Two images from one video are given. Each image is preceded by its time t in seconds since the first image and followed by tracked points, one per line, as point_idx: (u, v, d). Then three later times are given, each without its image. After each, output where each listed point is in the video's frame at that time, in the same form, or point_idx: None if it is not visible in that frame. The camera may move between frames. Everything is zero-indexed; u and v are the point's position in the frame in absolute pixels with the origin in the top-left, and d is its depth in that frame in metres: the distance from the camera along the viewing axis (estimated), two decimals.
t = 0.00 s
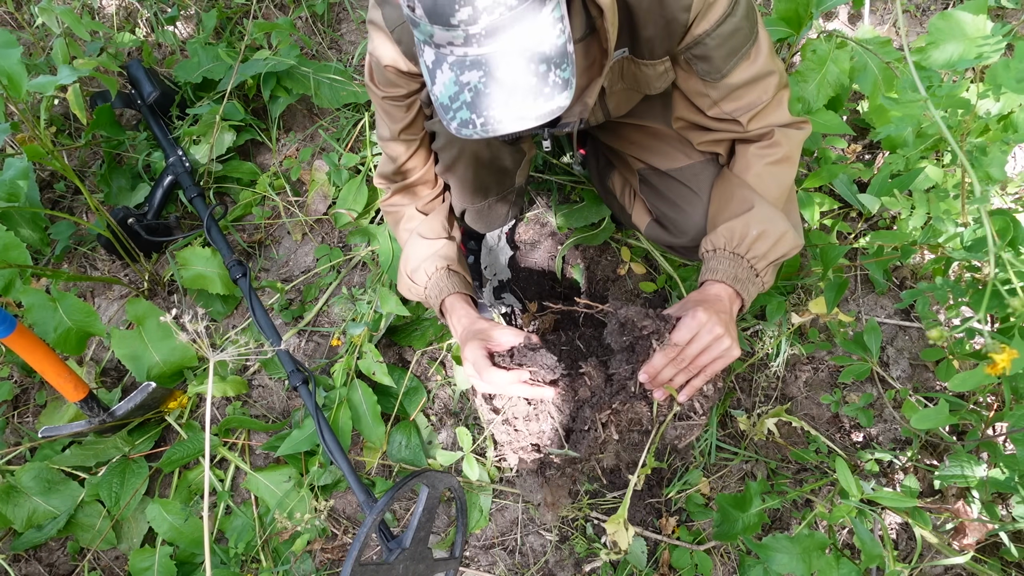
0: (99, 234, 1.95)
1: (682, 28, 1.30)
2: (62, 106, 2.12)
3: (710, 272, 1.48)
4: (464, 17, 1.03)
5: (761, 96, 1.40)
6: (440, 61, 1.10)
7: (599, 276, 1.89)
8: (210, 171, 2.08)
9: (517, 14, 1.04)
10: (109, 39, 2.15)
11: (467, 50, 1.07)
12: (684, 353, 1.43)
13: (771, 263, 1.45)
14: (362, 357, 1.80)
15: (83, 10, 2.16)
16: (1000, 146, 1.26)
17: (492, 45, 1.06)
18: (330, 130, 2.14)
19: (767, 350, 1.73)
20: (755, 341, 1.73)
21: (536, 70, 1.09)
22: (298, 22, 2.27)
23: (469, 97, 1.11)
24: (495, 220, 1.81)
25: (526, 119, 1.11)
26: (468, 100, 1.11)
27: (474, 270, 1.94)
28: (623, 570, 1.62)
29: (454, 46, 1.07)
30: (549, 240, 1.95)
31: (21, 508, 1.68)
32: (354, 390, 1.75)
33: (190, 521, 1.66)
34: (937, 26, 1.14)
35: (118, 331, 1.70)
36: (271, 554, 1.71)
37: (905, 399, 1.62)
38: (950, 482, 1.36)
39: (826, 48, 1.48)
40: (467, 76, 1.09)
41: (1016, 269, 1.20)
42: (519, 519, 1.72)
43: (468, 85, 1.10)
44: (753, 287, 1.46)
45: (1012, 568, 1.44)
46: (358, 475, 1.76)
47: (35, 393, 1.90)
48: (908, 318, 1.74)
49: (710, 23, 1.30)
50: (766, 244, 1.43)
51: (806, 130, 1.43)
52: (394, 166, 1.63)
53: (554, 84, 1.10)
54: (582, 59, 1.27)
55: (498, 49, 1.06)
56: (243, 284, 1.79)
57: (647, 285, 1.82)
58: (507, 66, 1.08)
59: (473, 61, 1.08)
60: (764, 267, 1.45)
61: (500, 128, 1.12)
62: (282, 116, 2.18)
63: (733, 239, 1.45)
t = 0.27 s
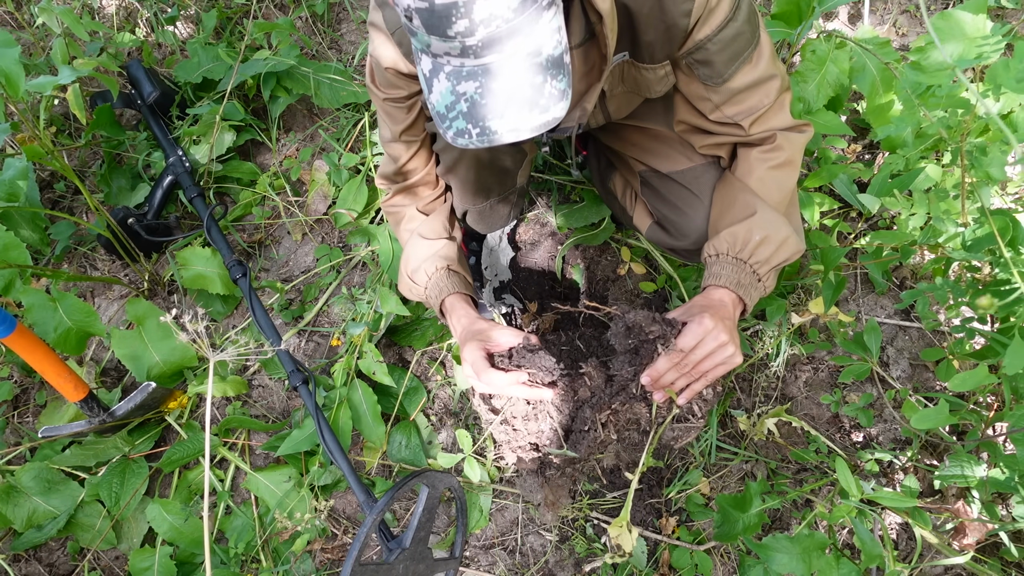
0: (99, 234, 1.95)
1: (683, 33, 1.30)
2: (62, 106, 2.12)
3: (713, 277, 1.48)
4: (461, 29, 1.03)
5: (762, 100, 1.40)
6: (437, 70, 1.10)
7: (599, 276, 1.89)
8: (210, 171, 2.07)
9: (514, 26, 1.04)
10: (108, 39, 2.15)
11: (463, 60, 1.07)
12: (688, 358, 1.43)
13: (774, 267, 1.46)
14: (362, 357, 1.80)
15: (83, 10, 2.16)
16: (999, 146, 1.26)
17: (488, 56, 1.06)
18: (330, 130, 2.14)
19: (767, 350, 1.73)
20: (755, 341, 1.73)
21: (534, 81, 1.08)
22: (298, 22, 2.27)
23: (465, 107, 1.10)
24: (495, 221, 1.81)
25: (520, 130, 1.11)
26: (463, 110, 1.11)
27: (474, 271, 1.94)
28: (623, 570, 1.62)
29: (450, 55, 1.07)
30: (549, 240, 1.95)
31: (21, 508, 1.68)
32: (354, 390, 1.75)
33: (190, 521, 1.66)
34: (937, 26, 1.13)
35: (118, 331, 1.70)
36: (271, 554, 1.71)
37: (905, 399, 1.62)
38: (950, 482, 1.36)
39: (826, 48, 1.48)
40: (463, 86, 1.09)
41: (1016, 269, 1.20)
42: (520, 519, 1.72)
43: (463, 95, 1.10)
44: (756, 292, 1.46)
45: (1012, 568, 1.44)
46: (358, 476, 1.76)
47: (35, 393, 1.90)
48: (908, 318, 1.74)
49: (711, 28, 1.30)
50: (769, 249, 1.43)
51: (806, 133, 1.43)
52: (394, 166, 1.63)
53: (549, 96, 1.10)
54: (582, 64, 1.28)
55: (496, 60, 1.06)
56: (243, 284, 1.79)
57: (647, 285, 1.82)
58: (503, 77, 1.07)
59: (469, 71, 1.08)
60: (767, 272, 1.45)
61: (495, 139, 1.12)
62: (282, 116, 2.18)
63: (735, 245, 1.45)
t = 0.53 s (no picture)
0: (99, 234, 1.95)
1: (681, 33, 1.30)
2: (62, 106, 2.12)
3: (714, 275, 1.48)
4: (456, 32, 1.03)
5: (762, 99, 1.40)
6: (432, 73, 1.11)
7: (599, 276, 1.89)
8: (210, 171, 2.07)
9: (508, 28, 1.04)
10: (109, 39, 2.15)
11: (458, 63, 1.07)
12: (690, 356, 1.43)
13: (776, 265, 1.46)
14: (363, 356, 1.80)
15: (83, 10, 2.16)
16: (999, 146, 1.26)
17: (483, 58, 1.06)
18: (330, 130, 2.14)
19: (767, 350, 1.73)
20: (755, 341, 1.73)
21: (529, 83, 1.08)
22: (298, 22, 2.27)
23: (460, 109, 1.10)
24: (494, 220, 1.81)
25: (515, 133, 1.11)
26: (459, 112, 1.11)
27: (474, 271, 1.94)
28: (623, 570, 1.62)
29: (445, 58, 1.07)
30: (549, 240, 1.95)
31: (21, 508, 1.68)
32: (354, 390, 1.75)
33: (190, 521, 1.66)
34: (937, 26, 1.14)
35: (118, 331, 1.70)
36: (271, 554, 1.71)
37: (905, 399, 1.62)
38: (950, 482, 1.36)
39: (825, 48, 1.48)
40: (458, 89, 1.09)
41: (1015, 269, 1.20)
42: (519, 518, 1.72)
43: (458, 98, 1.10)
44: (757, 290, 1.46)
45: (1012, 568, 1.44)
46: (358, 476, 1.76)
47: (35, 393, 1.90)
48: (908, 318, 1.74)
49: (710, 28, 1.30)
50: (770, 247, 1.43)
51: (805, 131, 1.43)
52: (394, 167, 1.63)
53: (544, 97, 1.10)
54: (579, 65, 1.27)
55: (490, 63, 1.06)
56: (243, 284, 1.79)
57: (647, 285, 1.82)
58: (497, 79, 1.08)
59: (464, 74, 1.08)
60: (768, 270, 1.45)
61: (490, 142, 1.12)
62: (282, 116, 2.18)
63: (737, 243, 1.45)
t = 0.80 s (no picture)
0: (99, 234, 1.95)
1: (677, 30, 1.30)
2: (62, 106, 2.12)
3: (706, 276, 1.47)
4: (462, 39, 1.03)
5: (760, 97, 1.39)
6: (437, 77, 1.10)
7: (599, 276, 1.89)
8: (210, 171, 2.08)
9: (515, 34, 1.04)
10: (109, 39, 2.15)
11: (464, 68, 1.07)
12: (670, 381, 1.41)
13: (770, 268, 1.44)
14: (362, 356, 1.79)
15: (83, 10, 2.16)
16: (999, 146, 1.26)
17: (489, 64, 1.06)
18: (330, 130, 2.14)
19: (767, 350, 1.73)
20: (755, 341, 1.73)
21: (533, 89, 1.09)
22: (298, 22, 2.28)
23: (466, 114, 1.10)
24: (493, 221, 1.81)
25: (520, 137, 1.11)
26: (464, 117, 1.11)
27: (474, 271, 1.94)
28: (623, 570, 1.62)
29: (451, 62, 1.07)
30: (550, 240, 1.95)
31: (21, 508, 1.68)
32: (354, 390, 1.75)
33: (190, 521, 1.66)
34: (938, 26, 1.14)
35: (118, 331, 1.70)
36: (271, 554, 1.71)
37: (905, 399, 1.62)
38: (950, 482, 1.35)
39: (826, 48, 1.47)
40: (463, 93, 1.09)
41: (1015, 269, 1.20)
42: (519, 519, 1.72)
43: (464, 102, 1.10)
44: (750, 292, 1.44)
45: (1012, 568, 1.44)
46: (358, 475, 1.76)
47: (35, 393, 1.90)
48: (908, 318, 1.74)
49: (705, 25, 1.29)
50: (763, 250, 1.41)
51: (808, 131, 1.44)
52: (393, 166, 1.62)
53: (549, 102, 1.10)
54: (580, 62, 1.27)
55: (495, 68, 1.07)
56: (243, 284, 1.79)
57: (647, 286, 1.83)
58: (503, 84, 1.08)
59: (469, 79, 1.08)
60: (761, 273, 1.43)
61: (496, 146, 1.12)
62: (282, 116, 2.18)
63: (729, 244, 1.43)
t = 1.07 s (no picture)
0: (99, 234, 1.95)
1: (646, 43, 1.25)
2: (62, 106, 2.12)
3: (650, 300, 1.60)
4: (483, 71, 1.03)
5: (723, 122, 1.29)
6: (451, 105, 1.10)
7: (599, 277, 1.89)
8: (210, 171, 2.08)
9: (533, 66, 1.04)
10: (109, 39, 2.15)
11: (481, 98, 1.07)
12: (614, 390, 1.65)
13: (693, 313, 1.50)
14: (362, 356, 1.79)
15: (82, 10, 2.16)
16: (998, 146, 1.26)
17: (505, 94, 1.06)
18: (331, 130, 2.14)
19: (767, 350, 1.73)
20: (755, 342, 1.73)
21: (546, 117, 1.09)
22: (298, 22, 2.28)
23: (482, 142, 1.11)
24: (495, 219, 1.80)
25: (536, 163, 1.13)
26: (480, 144, 1.11)
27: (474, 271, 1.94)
28: (623, 569, 1.62)
29: (468, 92, 1.07)
30: (549, 240, 1.95)
31: (21, 508, 1.68)
32: (354, 390, 1.75)
33: (190, 521, 1.66)
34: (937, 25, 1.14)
35: (118, 331, 1.70)
36: (271, 554, 1.71)
37: (905, 399, 1.62)
38: (950, 482, 1.36)
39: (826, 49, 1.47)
40: (479, 122, 1.09)
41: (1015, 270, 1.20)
42: (519, 519, 1.72)
43: (480, 132, 1.10)
44: (675, 328, 1.55)
45: (1012, 568, 1.44)
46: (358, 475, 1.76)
47: (35, 393, 1.90)
48: (907, 318, 1.74)
49: (672, 39, 1.23)
50: (676, 297, 1.48)
51: (783, 182, 1.32)
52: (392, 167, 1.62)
53: (562, 129, 1.11)
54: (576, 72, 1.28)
55: (510, 98, 1.06)
56: (243, 284, 1.79)
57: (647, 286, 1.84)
58: (519, 115, 1.08)
59: (486, 108, 1.08)
60: (682, 316, 1.51)
61: (512, 172, 1.14)
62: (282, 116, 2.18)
63: (656, 281, 1.53)
